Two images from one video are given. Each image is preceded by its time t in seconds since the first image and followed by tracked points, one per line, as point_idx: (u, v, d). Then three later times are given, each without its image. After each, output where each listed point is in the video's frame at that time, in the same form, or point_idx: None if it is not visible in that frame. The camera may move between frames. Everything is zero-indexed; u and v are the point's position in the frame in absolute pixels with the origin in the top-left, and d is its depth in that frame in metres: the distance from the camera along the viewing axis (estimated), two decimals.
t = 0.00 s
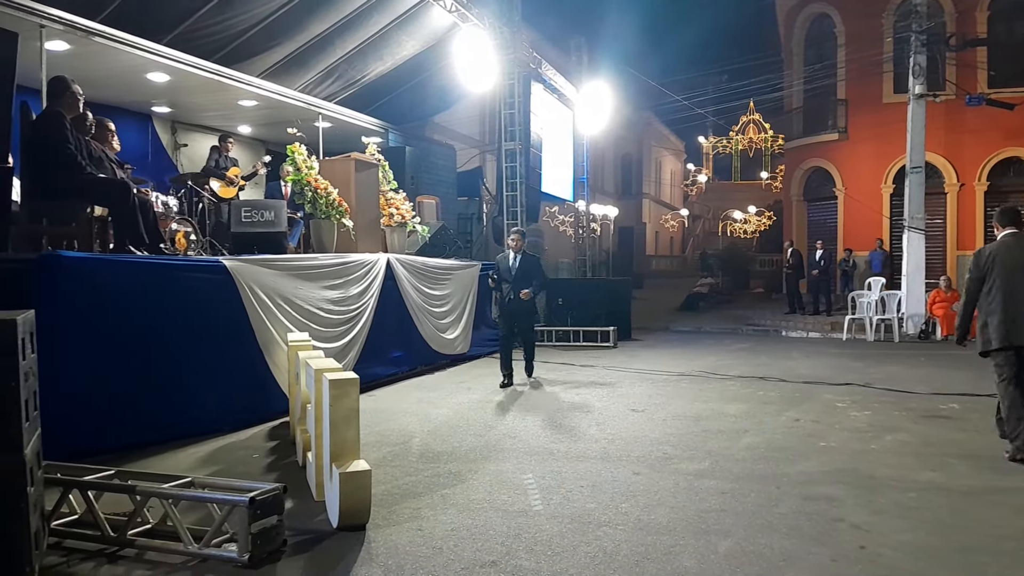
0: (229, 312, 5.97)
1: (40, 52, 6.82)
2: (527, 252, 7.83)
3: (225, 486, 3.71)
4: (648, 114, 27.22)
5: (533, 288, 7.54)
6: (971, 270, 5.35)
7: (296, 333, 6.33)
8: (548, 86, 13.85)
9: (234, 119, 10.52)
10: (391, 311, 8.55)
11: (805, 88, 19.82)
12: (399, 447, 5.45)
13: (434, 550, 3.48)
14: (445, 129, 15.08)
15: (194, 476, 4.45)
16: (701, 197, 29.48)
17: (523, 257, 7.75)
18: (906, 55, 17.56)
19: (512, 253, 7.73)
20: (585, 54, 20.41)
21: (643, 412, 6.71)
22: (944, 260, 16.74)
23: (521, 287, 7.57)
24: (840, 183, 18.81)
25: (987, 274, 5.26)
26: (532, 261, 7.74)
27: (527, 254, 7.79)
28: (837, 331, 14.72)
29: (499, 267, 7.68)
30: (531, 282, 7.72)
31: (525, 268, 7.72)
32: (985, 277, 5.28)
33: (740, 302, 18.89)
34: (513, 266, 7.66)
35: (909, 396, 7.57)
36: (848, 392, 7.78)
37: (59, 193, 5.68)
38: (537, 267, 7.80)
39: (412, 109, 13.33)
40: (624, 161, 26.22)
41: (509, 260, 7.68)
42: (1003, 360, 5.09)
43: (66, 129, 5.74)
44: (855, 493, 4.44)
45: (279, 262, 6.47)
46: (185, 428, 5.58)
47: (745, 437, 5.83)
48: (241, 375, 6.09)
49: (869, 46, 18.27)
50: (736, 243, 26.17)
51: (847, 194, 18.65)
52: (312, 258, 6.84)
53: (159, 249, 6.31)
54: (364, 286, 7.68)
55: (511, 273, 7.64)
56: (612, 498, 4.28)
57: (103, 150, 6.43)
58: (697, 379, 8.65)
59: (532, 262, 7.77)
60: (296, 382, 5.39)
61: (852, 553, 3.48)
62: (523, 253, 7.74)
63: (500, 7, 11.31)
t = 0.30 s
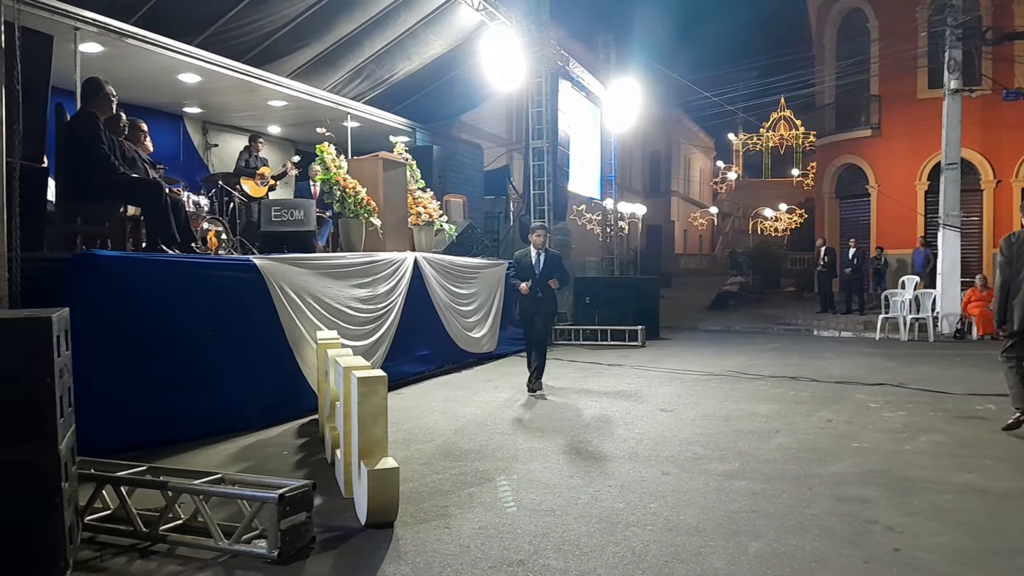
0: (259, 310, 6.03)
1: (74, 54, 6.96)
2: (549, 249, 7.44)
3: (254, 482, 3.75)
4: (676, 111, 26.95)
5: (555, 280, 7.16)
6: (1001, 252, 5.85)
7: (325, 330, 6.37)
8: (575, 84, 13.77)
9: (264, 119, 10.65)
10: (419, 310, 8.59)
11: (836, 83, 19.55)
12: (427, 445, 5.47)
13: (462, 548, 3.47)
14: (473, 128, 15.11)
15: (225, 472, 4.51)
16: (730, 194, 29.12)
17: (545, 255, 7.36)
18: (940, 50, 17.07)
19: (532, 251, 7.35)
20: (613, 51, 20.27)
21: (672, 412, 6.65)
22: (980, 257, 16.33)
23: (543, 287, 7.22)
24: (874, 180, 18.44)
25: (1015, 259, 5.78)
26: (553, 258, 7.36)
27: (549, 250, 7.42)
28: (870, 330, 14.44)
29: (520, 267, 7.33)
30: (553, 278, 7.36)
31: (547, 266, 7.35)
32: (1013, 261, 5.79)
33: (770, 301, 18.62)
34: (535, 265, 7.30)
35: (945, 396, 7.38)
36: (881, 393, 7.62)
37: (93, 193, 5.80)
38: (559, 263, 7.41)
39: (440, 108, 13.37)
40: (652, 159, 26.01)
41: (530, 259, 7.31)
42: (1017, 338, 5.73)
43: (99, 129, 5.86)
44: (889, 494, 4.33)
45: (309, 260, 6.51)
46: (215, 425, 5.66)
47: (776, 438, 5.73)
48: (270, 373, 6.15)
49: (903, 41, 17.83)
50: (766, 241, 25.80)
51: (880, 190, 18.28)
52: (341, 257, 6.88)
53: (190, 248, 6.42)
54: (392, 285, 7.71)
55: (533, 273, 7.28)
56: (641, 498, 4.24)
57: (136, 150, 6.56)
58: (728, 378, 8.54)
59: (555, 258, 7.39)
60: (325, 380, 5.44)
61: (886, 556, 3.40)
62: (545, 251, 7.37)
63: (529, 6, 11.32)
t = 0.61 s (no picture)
0: (283, 307, 6.10)
1: (101, 54, 7.07)
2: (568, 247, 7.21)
3: (277, 477, 3.80)
4: (699, 107, 26.68)
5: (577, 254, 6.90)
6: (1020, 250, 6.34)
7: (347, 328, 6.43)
8: (597, 81, 13.69)
9: (287, 118, 10.75)
10: (440, 307, 8.63)
11: (862, 78, 19.14)
12: (448, 441, 5.50)
13: (483, 545, 3.49)
14: (494, 126, 15.12)
15: (249, 467, 4.58)
16: (754, 191, 28.79)
17: (563, 252, 7.13)
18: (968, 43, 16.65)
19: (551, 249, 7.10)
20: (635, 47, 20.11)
21: (694, 410, 6.60)
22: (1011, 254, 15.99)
23: (560, 284, 6.97)
24: (900, 175, 18.14)
25: None
26: (572, 254, 7.11)
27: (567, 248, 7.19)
28: (896, 328, 14.22)
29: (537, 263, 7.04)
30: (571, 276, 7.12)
31: (565, 264, 7.09)
32: None
33: (794, 298, 18.38)
34: (554, 262, 7.02)
35: (972, 395, 7.25)
36: (907, 391, 7.50)
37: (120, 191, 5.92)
38: (577, 260, 7.18)
39: (461, 106, 13.39)
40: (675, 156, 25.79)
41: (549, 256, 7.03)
42: None
43: (125, 130, 5.95)
44: (915, 494, 4.27)
45: (332, 258, 6.58)
46: (239, 419, 5.74)
47: (800, 436, 5.67)
48: (293, 369, 6.22)
49: (930, 34, 17.51)
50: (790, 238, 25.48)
51: (907, 186, 17.97)
52: (363, 254, 6.93)
53: (215, 246, 6.51)
54: (413, 282, 7.76)
55: (551, 270, 7.01)
56: (662, 496, 4.22)
57: (162, 149, 6.66)
58: (751, 376, 8.46)
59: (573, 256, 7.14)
60: (347, 376, 5.48)
61: (911, 556, 3.35)
62: (563, 249, 7.14)
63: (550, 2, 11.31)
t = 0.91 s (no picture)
0: (300, 306, 6.14)
1: (120, 54, 7.16)
2: (585, 249, 6.78)
3: (294, 474, 3.83)
4: (716, 104, 26.46)
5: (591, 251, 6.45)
6: None
7: (362, 326, 6.45)
8: (613, 78, 13.62)
9: (304, 117, 10.81)
10: (456, 305, 8.65)
11: (882, 74, 19.07)
12: (464, 439, 5.51)
13: (499, 542, 3.50)
14: (510, 124, 15.12)
15: (266, 464, 4.61)
16: (771, 188, 28.52)
17: (578, 253, 6.71)
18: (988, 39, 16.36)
19: (566, 250, 6.74)
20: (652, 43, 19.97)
21: (711, 408, 6.57)
22: None
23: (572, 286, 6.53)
24: (919, 172, 17.90)
25: None
26: (587, 256, 6.75)
27: (583, 250, 6.78)
28: (915, 326, 14.04)
29: (547, 264, 6.72)
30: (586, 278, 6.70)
31: (579, 266, 6.69)
32: None
33: (812, 297, 18.20)
34: (565, 262, 6.66)
35: (993, 394, 7.13)
36: (927, 390, 7.40)
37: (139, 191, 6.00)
38: (593, 263, 6.76)
39: (476, 104, 13.39)
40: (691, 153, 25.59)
41: (561, 256, 6.69)
42: None
43: (144, 129, 6.01)
44: (933, 494, 4.21)
45: (348, 256, 6.60)
46: (256, 416, 5.78)
47: (818, 435, 5.62)
48: (310, 366, 6.26)
49: (950, 29, 17.22)
50: (808, 236, 25.22)
51: (926, 183, 17.72)
52: (379, 253, 6.95)
53: (232, 244, 6.56)
54: (429, 280, 7.78)
55: (562, 271, 6.65)
56: (678, 495, 4.20)
57: (180, 148, 6.71)
58: (768, 375, 8.39)
59: (588, 258, 6.74)
60: (364, 374, 5.50)
61: (930, 556, 3.31)
62: (579, 250, 6.74)
63: None
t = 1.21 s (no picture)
0: (316, 303, 6.18)
1: (138, 52, 7.22)
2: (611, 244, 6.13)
3: (310, 470, 3.85)
4: (733, 100, 26.26)
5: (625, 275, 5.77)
6: None
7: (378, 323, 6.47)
8: (628, 75, 13.55)
9: (320, 115, 10.87)
10: (471, 302, 8.66)
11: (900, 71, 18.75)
12: (479, 436, 5.51)
13: (514, 539, 3.50)
14: (524, 121, 15.11)
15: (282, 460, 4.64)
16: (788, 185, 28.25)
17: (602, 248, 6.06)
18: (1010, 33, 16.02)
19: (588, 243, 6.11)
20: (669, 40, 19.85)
21: (727, 407, 6.52)
22: None
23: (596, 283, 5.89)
24: (938, 169, 17.68)
25: None
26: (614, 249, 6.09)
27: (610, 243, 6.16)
28: (934, 325, 13.86)
29: (568, 258, 6.08)
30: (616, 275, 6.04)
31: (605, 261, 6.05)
32: None
33: (829, 295, 18.03)
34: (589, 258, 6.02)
35: (1014, 394, 7.02)
36: (946, 389, 7.30)
37: (157, 189, 6.05)
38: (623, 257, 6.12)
39: (491, 101, 13.39)
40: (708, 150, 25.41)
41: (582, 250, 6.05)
42: None
43: (162, 127, 6.07)
44: (953, 493, 4.16)
45: (364, 253, 6.63)
46: (273, 412, 5.83)
47: (835, 434, 5.57)
48: (327, 363, 6.30)
49: (970, 24, 16.94)
50: (825, 233, 24.96)
51: (945, 179, 17.49)
52: (394, 250, 6.97)
53: (250, 241, 6.59)
54: (444, 277, 7.79)
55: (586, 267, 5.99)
56: (694, 494, 4.17)
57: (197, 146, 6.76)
58: (785, 373, 8.32)
59: (616, 251, 6.10)
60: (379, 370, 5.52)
61: (948, 556, 3.26)
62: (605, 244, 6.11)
63: None
